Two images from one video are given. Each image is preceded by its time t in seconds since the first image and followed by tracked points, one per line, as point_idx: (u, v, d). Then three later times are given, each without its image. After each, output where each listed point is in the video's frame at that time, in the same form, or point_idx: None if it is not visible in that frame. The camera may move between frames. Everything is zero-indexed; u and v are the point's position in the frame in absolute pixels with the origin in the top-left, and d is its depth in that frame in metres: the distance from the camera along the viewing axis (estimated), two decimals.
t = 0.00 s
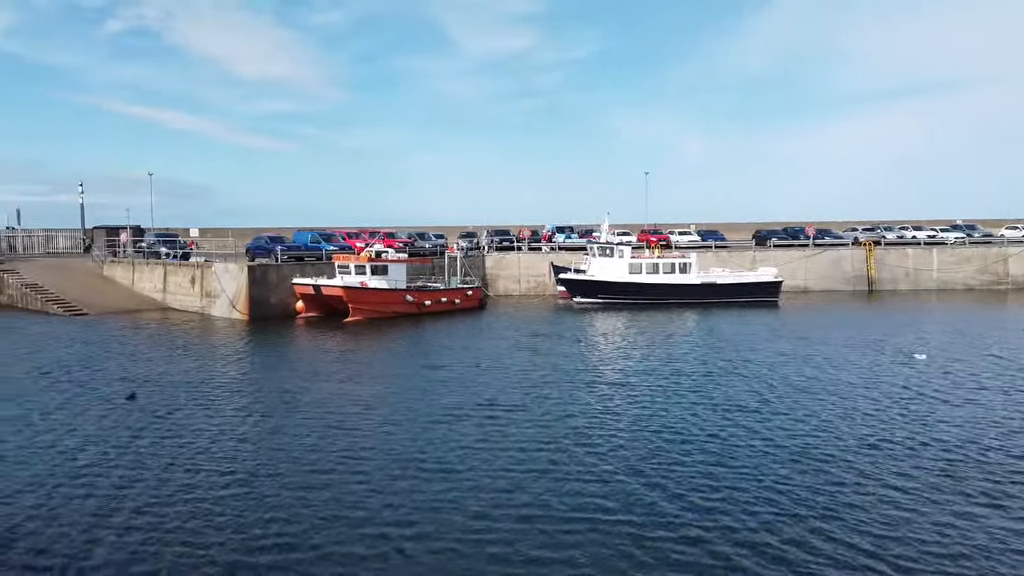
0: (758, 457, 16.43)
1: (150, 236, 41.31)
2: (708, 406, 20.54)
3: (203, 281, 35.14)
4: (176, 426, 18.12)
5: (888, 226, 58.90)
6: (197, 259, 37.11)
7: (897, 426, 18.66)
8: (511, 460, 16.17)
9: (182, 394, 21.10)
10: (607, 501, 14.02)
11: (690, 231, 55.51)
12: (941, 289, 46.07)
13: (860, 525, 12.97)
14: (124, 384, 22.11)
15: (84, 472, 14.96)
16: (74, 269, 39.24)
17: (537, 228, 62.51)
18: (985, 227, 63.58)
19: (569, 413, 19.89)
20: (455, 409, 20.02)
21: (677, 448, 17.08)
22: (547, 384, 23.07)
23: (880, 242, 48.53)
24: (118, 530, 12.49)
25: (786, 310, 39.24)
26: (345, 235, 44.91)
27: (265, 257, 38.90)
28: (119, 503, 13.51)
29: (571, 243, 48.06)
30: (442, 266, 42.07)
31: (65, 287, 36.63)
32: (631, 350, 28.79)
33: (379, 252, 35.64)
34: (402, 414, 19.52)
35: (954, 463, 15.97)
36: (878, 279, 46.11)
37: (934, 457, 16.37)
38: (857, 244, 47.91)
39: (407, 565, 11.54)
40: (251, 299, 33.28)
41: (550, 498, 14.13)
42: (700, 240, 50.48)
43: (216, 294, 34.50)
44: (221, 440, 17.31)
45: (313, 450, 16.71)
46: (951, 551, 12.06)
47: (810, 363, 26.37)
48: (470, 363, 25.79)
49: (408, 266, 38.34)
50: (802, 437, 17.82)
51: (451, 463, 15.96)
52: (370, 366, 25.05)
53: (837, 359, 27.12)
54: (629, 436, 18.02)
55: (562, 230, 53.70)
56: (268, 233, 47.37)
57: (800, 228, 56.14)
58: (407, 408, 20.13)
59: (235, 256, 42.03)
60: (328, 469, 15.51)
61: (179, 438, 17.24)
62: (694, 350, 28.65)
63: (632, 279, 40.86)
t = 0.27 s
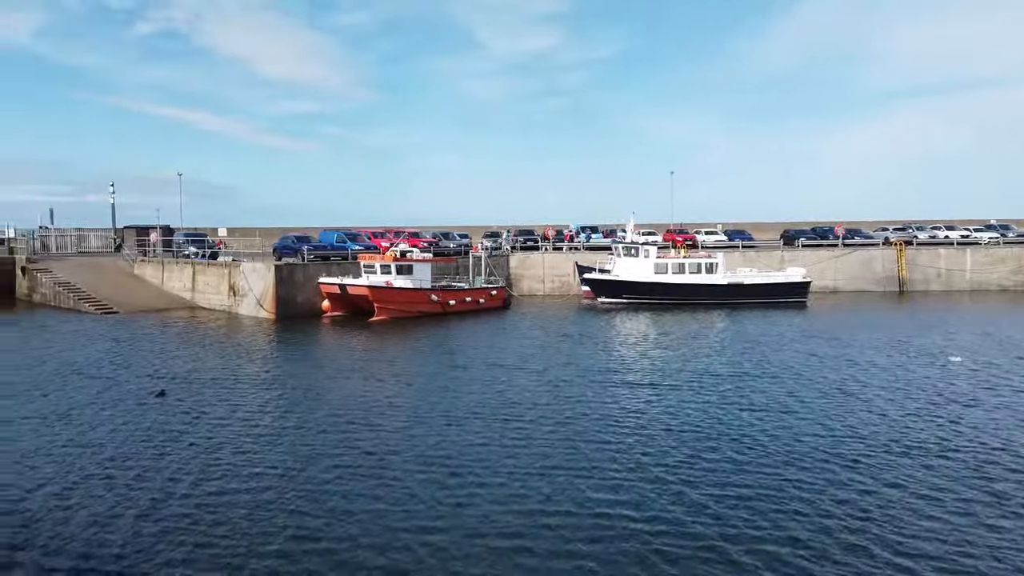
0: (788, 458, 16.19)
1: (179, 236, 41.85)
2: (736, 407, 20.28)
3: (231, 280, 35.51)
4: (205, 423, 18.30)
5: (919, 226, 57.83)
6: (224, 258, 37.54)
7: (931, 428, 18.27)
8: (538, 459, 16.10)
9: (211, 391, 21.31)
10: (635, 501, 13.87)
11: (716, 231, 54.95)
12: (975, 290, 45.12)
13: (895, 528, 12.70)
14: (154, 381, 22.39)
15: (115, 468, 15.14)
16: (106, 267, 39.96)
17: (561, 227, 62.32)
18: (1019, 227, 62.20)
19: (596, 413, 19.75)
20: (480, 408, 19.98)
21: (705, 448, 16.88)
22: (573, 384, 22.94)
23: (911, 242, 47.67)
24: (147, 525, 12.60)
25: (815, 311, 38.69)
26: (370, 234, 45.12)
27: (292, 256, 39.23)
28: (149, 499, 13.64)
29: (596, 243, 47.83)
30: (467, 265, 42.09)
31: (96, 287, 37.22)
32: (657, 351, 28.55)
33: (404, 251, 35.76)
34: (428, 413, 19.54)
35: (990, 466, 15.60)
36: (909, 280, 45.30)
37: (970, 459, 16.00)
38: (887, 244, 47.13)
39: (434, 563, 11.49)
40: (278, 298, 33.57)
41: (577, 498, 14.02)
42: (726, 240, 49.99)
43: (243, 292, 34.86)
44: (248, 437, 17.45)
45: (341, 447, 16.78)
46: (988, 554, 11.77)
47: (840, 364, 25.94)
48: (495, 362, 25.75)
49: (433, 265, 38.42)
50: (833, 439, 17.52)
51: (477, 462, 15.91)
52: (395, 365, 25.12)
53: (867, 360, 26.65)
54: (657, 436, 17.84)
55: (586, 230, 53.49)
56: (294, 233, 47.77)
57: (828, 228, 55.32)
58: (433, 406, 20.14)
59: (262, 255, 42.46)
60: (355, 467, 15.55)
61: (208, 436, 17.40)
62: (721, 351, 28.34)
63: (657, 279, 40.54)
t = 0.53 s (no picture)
0: (806, 460, 16.06)
1: (199, 236, 42.25)
2: (754, 408, 20.15)
3: (250, 280, 35.80)
4: (224, 421, 18.49)
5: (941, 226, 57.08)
6: (243, 258, 37.85)
7: (952, 430, 18.06)
8: (554, 459, 16.09)
9: (230, 390, 21.51)
10: (651, 503, 13.79)
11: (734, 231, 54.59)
12: (998, 290, 44.47)
13: (915, 531, 12.55)
14: (175, 379, 22.64)
15: (135, 465, 15.31)
16: (127, 267, 40.44)
17: (578, 227, 62.20)
18: None
19: (613, 414, 19.70)
20: (497, 408, 20.00)
21: (722, 450, 16.80)
22: (590, 384, 22.89)
23: (932, 242, 47.09)
24: (166, 522, 12.72)
25: (834, 312, 38.33)
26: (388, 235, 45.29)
27: (310, 256, 39.47)
28: (169, 495, 13.79)
29: (613, 243, 47.70)
30: (484, 266, 42.14)
31: (118, 286, 37.67)
32: (674, 351, 28.41)
33: (421, 252, 35.86)
34: (445, 412, 19.59)
35: (1013, 469, 15.39)
36: (931, 280, 44.75)
37: (992, 462, 15.80)
38: (908, 244, 46.59)
39: (449, 562, 11.49)
40: (296, 298, 33.80)
41: (592, 498, 13.97)
42: (745, 240, 49.67)
43: (261, 292, 35.13)
44: (267, 435, 17.59)
45: (358, 446, 16.87)
46: (1009, 559, 11.62)
47: (860, 365, 25.68)
48: (511, 362, 25.75)
49: (450, 265, 38.51)
50: (852, 441, 17.37)
51: (493, 461, 15.92)
52: (412, 365, 25.20)
53: (888, 361, 26.37)
54: (675, 437, 17.77)
55: (603, 230, 53.36)
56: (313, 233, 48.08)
57: (848, 228, 54.78)
58: (449, 406, 20.19)
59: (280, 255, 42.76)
60: (372, 465, 15.63)
61: (227, 434, 17.54)
62: (739, 352, 28.15)
63: (674, 279, 40.36)
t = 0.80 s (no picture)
0: (819, 461, 16.01)
1: (212, 237, 42.52)
2: (767, 409, 20.09)
3: (263, 281, 36.01)
4: (238, 420, 18.64)
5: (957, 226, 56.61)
6: (256, 259, 38.08)
7: (967, 431, 17.94)
8: (566, 459, 16.13)
9: (245, 389, 21.66)
10: (663, 504, 13.74)
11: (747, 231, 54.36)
12: (1015, 291, 44.05)
13: (930, 533, 12.49)
14: (189, 379, 22.83)
15: (149, 465, 15.41)
16: (142, 268, 40.76)
17: (590, 227, 62.13)
18: None
19: (624, 414, 19.70)
20: (509, 408, 20.04)
21: (734, 450, 16.78)
22: (601, 385, 22.87)
23: (947, 243, 46.72)
24: (180, 521, 12.79)
25: (848, 313, 38.10)
26: (400, 235, 45.44)
27: (322, 257, 39.67)
28: (185, 493, 13.92)
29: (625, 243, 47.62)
30: (495, 266, 42.20)
31: (133, 287, 37.98)
32: (686, 352, 28.32)
33: (433, 252, 35.96)
34: (457, 412, 19.66)
35: None
36: (945, 281, 44.41)
37: (1007, 464, 15.70)
38: (923, 244, 46.25)
39: (460, 562, 11.48)
40: (309, 298, 33.98)
41: (604, 499, 13.93)
42: (757, 241, 49.46)
43: (275, 293, 35.33)
44: (280, 433, 17.72)
45: (371, 444, 16.96)
46: None
47: (874, 366, 25.55)
48: (523, 363, 25.77)
49: (462, 266, 38.60)
50: (865, 441, 17.30)
51: (505, 460, 15.97)
52: (424, 365, 25.29)
53: (902, 362, 26.21)
54: (687, 437, 17.75)
55: (615, 230, 53.28)
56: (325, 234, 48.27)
57: (862, 228, 54.43)
58: (461, 406, 20.24)
59: (293, 256, 42.98)
60: (385, 463, 15.72)
61: (239, 433, 17.63)
62: (751, 353, 28.03)
63: (687, 280, 40.27)
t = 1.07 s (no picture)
0: (834, 462, 15.87)
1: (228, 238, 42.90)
2: (780, 410, 20.00)
3: (278, 282, 36.27)
4: (253, 419, 18.81)
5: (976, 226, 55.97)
6: (272, 260, 38.36)
7: (984, 432, 17.77)
8: (578, 458, 16.15)
9: (259, 389, 21.84)
10: (674, 503, 13.74)
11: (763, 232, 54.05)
12: None
13: (946, 534, 12.33)
14: (206, 378, 23.06)
15: (164, 461, 15.56)
16: (159, 269, 41.18)
17: (604, 228, 62.05)
18: None
19: (637, 414, 19.68)
20: (522, 408, 20.08)
21: (746, 450, 16.72)
22: (614, 385, 22.83)
23: (966, 243, 46.22)
24: (195, 516, 12.92)
25: (864, 313, 37.80)
26: (414, 236, 45.63)
27: (337, 258, 39.91)
28: (200, 489, 14.09)
29: (639, 244, 47.51)
30: (509, 267, 42.24)
31: (150, 288, 38.37)
32: (700, 353, 28.23)
33: (447, 253, 36.07)
34: (470, 411, 19.72)
35: None
36: (964, 282, 43.93)
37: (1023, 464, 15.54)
38: (941, 245, 45.78)
39: (470, 558, 11.54)
40: (324, 299, 34.19)
41: (615, 499, 13.88)
42: (773, 241, 49.19)
43: (290, 294, 35.58)
44: (295, 432, 17.87)
45: (384, 443, 17.07)
46: None
47: (890, 367, 25.33)
48: (536, 363, 25.80)
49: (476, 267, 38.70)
50: (880, 442, 17.19)
51: (518, 459, 16.01)
52: (438, 365, 25.38)
53: (919, 363, 25.97)
54: (699, 437, 17.72)
55: (629, 231, 53.17)
56: (340, 235, 48.52)
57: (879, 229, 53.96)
58: (474, 405, 20.30)
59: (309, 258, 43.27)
60: (398, 461, 15.81)
61: (254, 431, 17.78)
62: (766, 353, 27.88)
63: (701, 281, 40.12)
